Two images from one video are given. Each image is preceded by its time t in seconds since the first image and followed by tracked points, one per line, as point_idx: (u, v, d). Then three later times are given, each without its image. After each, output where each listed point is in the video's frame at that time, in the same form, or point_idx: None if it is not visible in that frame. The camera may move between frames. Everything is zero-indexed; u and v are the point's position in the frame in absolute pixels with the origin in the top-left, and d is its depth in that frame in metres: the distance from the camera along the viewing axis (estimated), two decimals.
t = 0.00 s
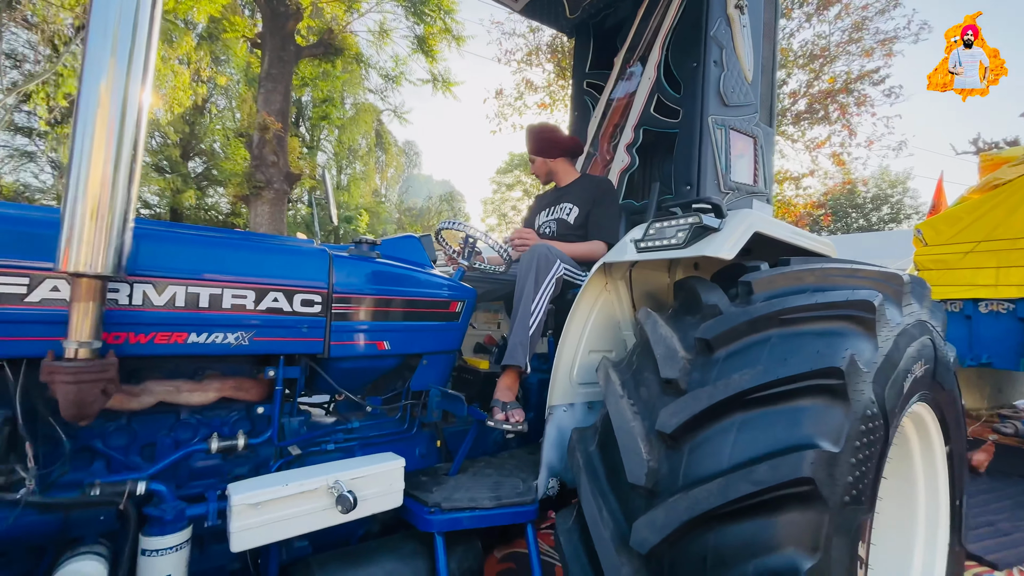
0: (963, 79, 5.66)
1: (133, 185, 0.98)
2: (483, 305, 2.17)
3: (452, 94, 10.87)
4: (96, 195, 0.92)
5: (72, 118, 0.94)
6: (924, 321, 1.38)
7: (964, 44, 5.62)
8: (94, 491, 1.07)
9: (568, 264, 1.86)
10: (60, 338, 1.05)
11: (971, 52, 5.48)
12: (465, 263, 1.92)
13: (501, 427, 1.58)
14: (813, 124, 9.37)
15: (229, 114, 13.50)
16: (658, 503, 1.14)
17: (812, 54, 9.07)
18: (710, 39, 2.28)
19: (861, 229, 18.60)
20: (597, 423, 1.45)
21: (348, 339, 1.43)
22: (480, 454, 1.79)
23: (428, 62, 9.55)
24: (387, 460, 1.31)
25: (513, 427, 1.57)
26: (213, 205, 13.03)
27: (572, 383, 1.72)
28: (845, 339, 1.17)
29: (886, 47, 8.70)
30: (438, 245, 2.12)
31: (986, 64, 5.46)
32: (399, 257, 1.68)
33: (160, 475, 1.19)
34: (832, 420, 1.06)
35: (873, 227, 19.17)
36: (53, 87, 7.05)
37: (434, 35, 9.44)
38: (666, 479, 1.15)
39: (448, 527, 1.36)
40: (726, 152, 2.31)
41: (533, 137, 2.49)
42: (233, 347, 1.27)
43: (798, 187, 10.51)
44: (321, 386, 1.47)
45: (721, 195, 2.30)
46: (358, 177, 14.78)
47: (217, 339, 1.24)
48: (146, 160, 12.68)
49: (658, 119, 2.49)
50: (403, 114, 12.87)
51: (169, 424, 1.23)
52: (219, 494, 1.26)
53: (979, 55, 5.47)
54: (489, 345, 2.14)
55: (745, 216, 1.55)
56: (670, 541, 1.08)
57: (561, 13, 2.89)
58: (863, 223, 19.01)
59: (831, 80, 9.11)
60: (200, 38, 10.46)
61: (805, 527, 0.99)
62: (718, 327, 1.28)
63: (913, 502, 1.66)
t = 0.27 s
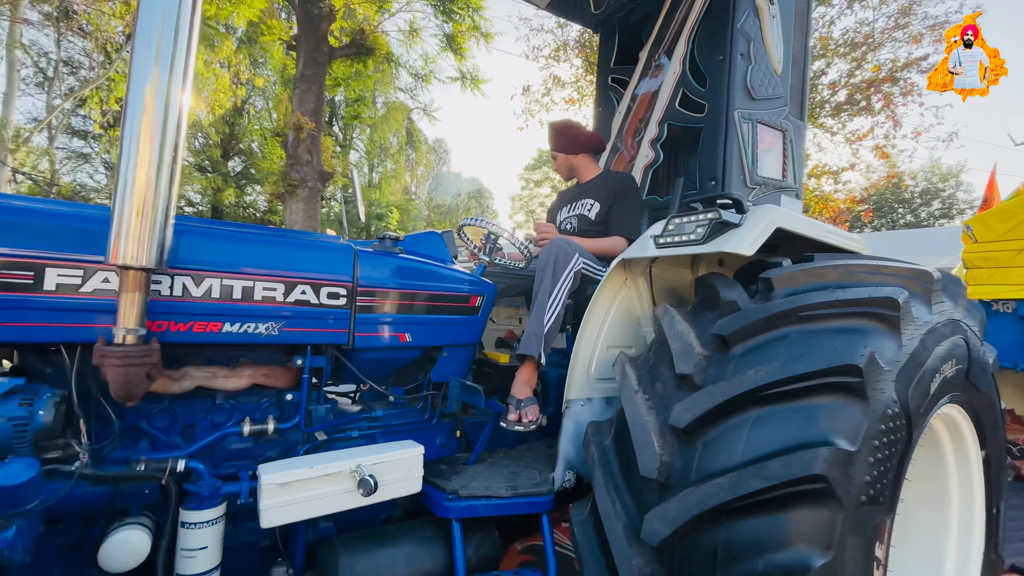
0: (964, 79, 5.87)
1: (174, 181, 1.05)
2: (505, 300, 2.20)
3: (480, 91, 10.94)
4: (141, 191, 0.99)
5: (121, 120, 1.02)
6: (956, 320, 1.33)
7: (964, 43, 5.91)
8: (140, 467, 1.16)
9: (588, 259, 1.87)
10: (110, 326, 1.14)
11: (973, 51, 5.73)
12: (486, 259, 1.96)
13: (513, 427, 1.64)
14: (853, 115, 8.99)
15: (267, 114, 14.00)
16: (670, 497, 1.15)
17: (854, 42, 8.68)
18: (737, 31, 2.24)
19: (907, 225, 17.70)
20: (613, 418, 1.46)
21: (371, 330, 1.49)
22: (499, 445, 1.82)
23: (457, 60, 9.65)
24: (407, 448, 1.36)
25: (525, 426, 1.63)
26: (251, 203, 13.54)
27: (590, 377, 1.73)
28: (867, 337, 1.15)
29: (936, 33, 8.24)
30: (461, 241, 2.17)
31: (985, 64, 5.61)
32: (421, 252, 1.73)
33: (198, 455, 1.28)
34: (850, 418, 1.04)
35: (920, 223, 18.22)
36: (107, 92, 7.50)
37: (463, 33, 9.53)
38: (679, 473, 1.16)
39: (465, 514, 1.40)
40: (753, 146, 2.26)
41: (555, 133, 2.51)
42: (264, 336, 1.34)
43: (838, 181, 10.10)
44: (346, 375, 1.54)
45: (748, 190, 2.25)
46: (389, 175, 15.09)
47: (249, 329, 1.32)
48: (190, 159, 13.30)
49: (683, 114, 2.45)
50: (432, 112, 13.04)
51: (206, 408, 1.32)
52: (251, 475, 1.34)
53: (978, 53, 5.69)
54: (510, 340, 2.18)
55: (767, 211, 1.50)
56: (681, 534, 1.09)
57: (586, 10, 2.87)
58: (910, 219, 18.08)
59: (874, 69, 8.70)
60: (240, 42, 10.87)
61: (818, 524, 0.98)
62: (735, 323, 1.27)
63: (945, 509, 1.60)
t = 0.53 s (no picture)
0: (964, 80, 5.04)
1: (198, 175, 1.12)
2: (522, 294, 2.22)
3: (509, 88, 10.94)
4: (167, 184, 1.06)
5: (151, 118, 1.10)
6: (987, 317, 1.26)
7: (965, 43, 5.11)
8: (168, 443, 1.24)
9: (603, 253, 1.85)
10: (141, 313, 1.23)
11: (973, 50, 4.96)
12: (501, 253, 1.98)
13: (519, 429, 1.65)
14: (900, 104, 8.51)
15: (303, 115, 14.44)
16: (673, 491, 1.14)
17: (903, 28, 8.20)
18: (763, 19, 2.17)
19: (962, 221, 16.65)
20: (622, 411, 1.46)
21: (385, 321, 1.55)
22: (512, 438, 1.84)
23: (486, 57, 9.68)
24: (417, 435, 1.41)
25: (530, 429, 1.62)
26: (289, 201, 14.01)
27: (602, 371, 1.73)
28: (883, 333, 1.11)
29: (995, 14, 7.68)
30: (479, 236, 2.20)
31: (985, 64, 4.92)
32: (436, 246, 1.77)
33: (222, 435, 1.36)
34: (860, 416, 1.01)
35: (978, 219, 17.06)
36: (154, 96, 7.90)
37: (492, 29, 9.55)
38: (683, 467, 1.15)
39: (473, 501, 1.43)
40: (778, 138, 2.19)
41: (576, 126, 2.49)
42: (283, 325, 1.41)
43: (884, 174, 9.58)
44: (362, 364, 1.60)
45: (772, 184, 2.19)
46: (420, 173, 15.32)
47: (268, 318, 1.39)
48: (232, 159, 13.89)
49: (706, 106, 2.40)
50: (462, 110, 13.12)
51: (230, 392, 1.40)
52: (271, 456, 1.41)
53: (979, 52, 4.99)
54: (527, 334, 2.20)
55: (785, 202, 1.44)
56: (682, 528, 1.09)
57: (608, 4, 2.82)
58: (966, 214, 16.94)
59: (925, 54, 8.20)
60: (278, 45, 11.24)
61: (822, 522, 0.96)
62: (746, 317, 1.25)
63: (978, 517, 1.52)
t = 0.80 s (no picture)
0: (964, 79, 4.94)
1: (223, 169, 1.20)
2: (538, 288, 2.25)
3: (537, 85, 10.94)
4: (193, 177, 1.15)
5: (181, 116, 1.18)
6: (1014, 311, 1.20)
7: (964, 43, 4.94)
8: (196, 422, 1.33)
9: (618, 246, 1.84)
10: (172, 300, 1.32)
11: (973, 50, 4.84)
12: (516, 248, 2.01)
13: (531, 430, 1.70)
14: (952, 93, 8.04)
15: (338, 116, 14.88)
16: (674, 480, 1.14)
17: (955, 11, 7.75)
18: (786, 7, 2.11)
19: None
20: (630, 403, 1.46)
21: (399, 311, 1.61)
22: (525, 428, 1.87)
23: (514, 54, 9.72)
24: (427, 421, 1.46)
25: (541, 428, 1.67)
26: (324, 200, 14.48)
27: (613, 364, 1.74)
28: (893, 325, 1.08)
29: None
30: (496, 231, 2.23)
31: (983, 65, 4.90)
32: (450, 240, 1.81)
33: (246, 416, 1.45)
34: (865, 409, 1.00)
35: None
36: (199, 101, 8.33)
37: (520, 27, 9.58)
38: (685, 457, 1.15)
39: (480, 486, 1.47)
40: (802, 129, 2.13)
41: (598, 117, 2.48)
42: (302, 313, 1.49)
43: (934, 167, 9.07)
44: (378, 352, 1.67)
45: (795, 176, 2.13)
46: (450, 171, 15.63)
47: (289, 307, 1.47)
48: (272, 160, 14.47)
49: (728, 98, 2.36)
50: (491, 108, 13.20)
51: (255, 376, 1.49)
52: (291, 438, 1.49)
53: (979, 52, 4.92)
54: (542, 327, 2.23)
55: (800, 194, 1.41)
56: (682, 517, 1.09)
57: None
58: None
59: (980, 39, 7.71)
60: (314, 50, 11.63)
61: (822, 514, 0.94)
62: (753, 309, 1.24)
63: (1009, 523, 1.44)
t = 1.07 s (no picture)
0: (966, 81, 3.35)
1: (245, 168, 1.29)
2: (551, 287, 2.28)
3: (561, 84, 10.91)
4: (218, 178, 1.23)
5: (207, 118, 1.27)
6: None
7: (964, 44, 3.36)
8: (221, 411, 1.43)
9: (627, 246, 1.86)
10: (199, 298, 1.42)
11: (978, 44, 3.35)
12: (527, 247, 2.04)
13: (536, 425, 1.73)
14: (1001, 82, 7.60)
15: (367, 119, 15.22)
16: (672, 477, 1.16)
17: None
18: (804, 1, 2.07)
19: None
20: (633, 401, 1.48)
21: (410, 309, 1.67)
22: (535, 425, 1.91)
23: (537, 54, 9.72)
24: (435, 415, 1.51)
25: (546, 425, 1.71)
26: (353, 201, 14.84)
27: (620, 362, 1.75)
28: (895, 325, 1.07)
29: None
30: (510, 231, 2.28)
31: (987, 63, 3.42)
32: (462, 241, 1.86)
33: (267, 407, 1.54)
34: (862, 409, 0.99)
35: None
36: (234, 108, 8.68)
37: (544, 26, 9.58)
38: (682, 455, 1.16)
39: (486, 479, 1.52)
40: (820, 126, 2.09)
41: (615, 115, 2.48)
42: (318, 310, 1.57)
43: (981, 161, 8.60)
44: (392, 349, 1.74)
45: (812, 174, 2.10)
46: (477, 172, 15.98)
47: (306, 304, 1.55)
48: (304, 163, 14.92)
49: (744, 96, 2.33)
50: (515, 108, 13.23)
51: (275, 369, 1.58)
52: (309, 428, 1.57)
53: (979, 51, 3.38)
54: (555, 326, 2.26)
55: (807, 193, 1.40)
56: (677, 512, 1.11)
57: None
58: None
59: None
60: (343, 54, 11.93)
61: (813, 513, 0.95)
62: (754, 309, 1.24)
63: None
